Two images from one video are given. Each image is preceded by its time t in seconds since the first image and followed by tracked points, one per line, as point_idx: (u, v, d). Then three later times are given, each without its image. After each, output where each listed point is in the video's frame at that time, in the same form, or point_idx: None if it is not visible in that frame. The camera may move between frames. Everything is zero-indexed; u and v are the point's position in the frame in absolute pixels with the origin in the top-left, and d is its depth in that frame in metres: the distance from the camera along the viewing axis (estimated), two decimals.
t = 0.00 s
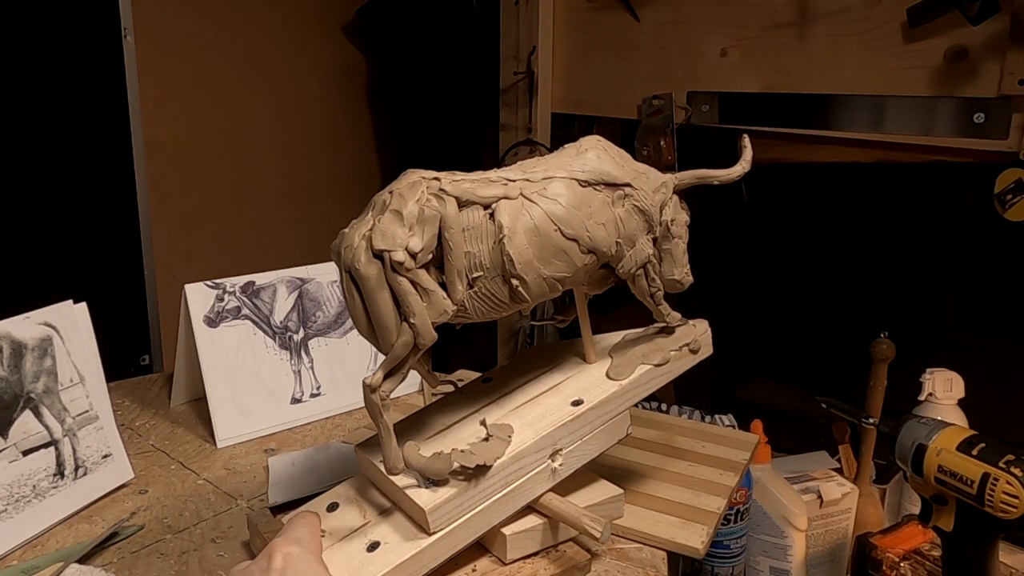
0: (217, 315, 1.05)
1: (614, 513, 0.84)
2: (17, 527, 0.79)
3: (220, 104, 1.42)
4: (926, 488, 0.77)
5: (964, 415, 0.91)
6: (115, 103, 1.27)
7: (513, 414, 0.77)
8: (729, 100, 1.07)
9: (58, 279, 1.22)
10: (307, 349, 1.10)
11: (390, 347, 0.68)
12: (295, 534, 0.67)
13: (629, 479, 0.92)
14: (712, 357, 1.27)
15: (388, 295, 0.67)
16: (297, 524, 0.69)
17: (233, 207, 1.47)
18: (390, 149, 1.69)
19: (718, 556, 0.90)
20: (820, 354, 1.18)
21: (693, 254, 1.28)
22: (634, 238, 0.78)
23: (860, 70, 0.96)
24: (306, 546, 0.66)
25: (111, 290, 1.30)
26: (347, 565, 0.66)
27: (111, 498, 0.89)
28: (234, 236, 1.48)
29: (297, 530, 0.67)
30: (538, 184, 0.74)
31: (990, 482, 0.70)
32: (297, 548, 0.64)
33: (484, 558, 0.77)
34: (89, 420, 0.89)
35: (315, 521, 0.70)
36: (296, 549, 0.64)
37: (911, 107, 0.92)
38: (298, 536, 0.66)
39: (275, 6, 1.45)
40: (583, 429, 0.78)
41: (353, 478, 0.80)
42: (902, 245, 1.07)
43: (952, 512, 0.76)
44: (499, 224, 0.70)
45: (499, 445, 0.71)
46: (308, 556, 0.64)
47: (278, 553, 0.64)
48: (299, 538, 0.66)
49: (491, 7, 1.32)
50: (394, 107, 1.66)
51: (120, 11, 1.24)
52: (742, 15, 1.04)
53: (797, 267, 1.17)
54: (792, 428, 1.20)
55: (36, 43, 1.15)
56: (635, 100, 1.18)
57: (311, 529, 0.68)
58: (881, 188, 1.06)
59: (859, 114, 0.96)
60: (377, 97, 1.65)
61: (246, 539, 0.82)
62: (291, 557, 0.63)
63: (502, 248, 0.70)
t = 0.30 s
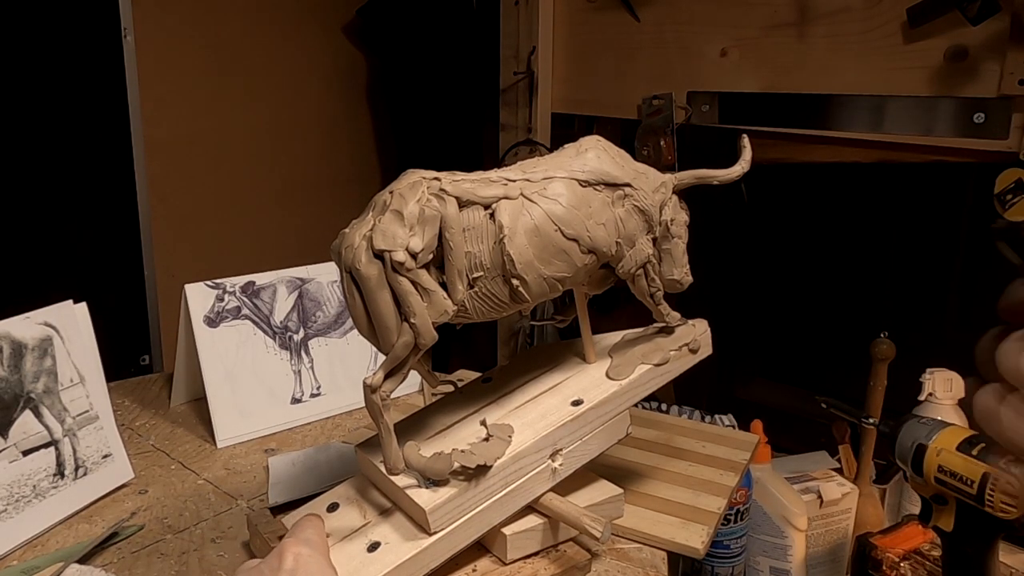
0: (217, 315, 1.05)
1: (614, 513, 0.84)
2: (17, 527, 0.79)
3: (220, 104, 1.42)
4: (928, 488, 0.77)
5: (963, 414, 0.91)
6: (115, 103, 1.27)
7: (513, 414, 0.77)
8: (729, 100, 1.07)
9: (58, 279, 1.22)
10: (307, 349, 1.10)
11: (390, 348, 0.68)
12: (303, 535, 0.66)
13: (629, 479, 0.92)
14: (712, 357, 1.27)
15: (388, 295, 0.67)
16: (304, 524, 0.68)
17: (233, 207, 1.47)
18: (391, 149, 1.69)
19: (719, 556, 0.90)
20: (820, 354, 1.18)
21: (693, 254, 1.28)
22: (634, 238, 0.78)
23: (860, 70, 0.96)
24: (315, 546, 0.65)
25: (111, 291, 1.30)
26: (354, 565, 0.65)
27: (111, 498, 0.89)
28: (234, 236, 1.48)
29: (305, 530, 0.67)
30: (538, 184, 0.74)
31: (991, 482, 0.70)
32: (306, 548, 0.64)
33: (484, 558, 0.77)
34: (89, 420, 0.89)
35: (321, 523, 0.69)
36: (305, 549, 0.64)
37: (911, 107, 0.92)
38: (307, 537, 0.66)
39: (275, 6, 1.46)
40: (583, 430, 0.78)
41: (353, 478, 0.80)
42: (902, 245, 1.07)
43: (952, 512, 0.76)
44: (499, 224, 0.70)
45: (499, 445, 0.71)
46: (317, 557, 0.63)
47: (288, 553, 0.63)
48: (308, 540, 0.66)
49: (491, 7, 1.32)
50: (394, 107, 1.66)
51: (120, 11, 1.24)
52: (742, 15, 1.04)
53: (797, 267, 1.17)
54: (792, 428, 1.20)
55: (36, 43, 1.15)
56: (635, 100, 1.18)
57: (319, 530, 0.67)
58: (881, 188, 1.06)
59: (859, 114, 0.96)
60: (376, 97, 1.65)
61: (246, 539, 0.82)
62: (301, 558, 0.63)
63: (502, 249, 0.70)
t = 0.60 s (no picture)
0: (217, 315, 1.05)
1: (614, 513, 0.84)
2: (17, 527, 0.79)
3: (221, 104, 1.42)
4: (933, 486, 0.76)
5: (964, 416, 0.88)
6: (115, 103, 1.26)
7: (513, 414, 0.78)
8: (729, 100, 1.07)
9: (59, 279, 1.22)
10: (307, 349, 1.09)
11: (390, 348, 0.68)
12: (303, 535, 0.66)
13: (629, 479, 0.92)
14: (712, 358, 1.26)
15: (388, 295, 0.67)
16: (304, 524, 0.68)
17: (232, 207, 1.47)
18: (391, 149, 1.69)
19: (718, 556, 0.89)
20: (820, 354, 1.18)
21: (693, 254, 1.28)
22: (634, 238, 0.78)
23: (861, 70, 0.96)
24: (315, 546, 0.65)
25: (111, 292, 1.30)
26: (353, 566, 0.65)
27: (111, 498, 0.89)
28: (234, 236, 1.48)
29: (306, 530, 0.67)
30: (538, 184, 0.74)
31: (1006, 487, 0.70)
32: (306, 548, 0.64)
33: (484, 558, 0.77)
34: (89, 420, 0.89)
35: (321, 523, 0.69)
36: (305, 549, 0.64)
37: (911, 107, 0.92)
38: (307, 537, 0.66)
39: (275, 6, 1.46)
40: (583, 430, 0.78)
41: (353, 478, 0.80)
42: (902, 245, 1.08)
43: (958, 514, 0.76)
44: (499, 225, 0.70)
45: (499, 445, 0.71)
46: (318, 557, 0.63)
47: (288, 552, 0.63)
48: (308, 539, 0.66)
49: (491, 7, 1.32)
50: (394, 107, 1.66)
51: (120, 11, 1.24)
52: (742, 15, 1.04)
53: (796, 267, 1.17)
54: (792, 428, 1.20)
55: (36, 43, 1.15)
56: (635, 100, 1.18)
57: (319, 530, 0.67)
58: (881, 189, 1.06)
59: (859, 114, 0.96)
60: (376, 97, 1.65)
61: (246, 539, 0.82)
62: (300, 557, 0.63)
63: (502, 249, 0.70)
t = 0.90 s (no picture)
0: (217, 315, 1.05)
1: (615, 513, 0.84)
2: (17, 527, 0.79)
3: (221, 104, 1.42)
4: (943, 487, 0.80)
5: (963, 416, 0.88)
6: (115, 103, 1.26)
7: (513, 414, 0.78)
8: (729, 100, 1.07)
9: (59, 279, 1.22)
10: (307, 349, 1.09)
11: (389, 348, 0.68)
12: (302, 535, 0.66)
13: (630, 479, 0.92)
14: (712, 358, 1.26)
15: (388, 295, 0.67)
16: (303, 524, 0.68)
17: (232, 207, 1.47)
18: (391, 149, 1.69)
19: (719, 556, 0.89)
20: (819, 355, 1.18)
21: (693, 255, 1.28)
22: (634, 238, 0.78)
23: (861, 71, 0.96)
24: (314, 546, 0.65)
25: (111, 292, 1.30)
26: (353, 566, 0.65)
27: (111, 498, 0.89)
28: (234, 235, 1.48)
29: (304, 530, 0.67)
30: (537, 184, 0.74)
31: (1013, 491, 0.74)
32: (305, 548, 0.64)
33: (484, 558, 0.77)
34: (89, 420, 0.89)
35: (320, 523, 0.69)
36: (304, 548, 0.64)
37: (911, 108, 0.92)
38: (306, 536, 0.66)
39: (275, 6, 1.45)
40: (583, 430, 0.77)
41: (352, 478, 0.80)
42: (902, 245, 1.07)
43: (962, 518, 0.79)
44: (499, 225, 0.70)
45: (499, 445, 0.71)
46: (316, 556, 0.63)
47: (286, 551, 0.63)
48: (307, 539, 0.66)
49: (491, 7, 1.32)
50: (394, 107, 1.66)
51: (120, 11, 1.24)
52: (742, 15, 1.04)
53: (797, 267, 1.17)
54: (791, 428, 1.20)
55: (36, 43, 1.15)
56: (636, 100, 1.18)
57: (318, 530, 0.67)
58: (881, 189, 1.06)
59: (859, 114, 0.96)
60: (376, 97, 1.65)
61: (246, 539, 0.82)
62: (299, 556, 0.63)
63: (502, 249, 0.70)
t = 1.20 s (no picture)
0: (217, 315, 1.05)
1: (615, 512, 0.85)
2: (18, 527, 0.79)
3: (221, 104, 1.42)
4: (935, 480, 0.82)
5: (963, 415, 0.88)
6: (115, 102, 1.26)
7: (514, 414, 0.78)
8: (729, 100, 1.07)
9: (58, 279, 1.22)
10: (307, 349, 1.09)
11: (391, 348, 0.68)
12: (302, 533, 0.66)
13: (630, 480, 0.92)
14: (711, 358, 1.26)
15: (390, 295, 0.67)
16: (302, 524, 0.68)
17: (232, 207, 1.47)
18: (390, 149, 1.69)
19: (718, 555, 0.84)
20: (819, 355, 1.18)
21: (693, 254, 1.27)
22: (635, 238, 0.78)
23: (861, 70, 0.96)
24: (313, 544, 0.65)
25: (111, 292, 1.30)
26: (354, 566, 0.65)
27: (111, 498, 0.89)
28: (234, 235, 1.48)
29: (304, 529, 0.67)
30: (539, 184, 0.74)
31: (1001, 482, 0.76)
32: (304, 545, 0.64)
33: (485, 558, 0.77)
34: (89, 420, 0.89)
35: (320, 523, 0.69)
36: (302, 546, 0.64)
37: (911, 108, 0.92)
38: (305, 534, 0.66)
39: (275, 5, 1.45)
40: (584, 431, 0.78)
41: (353, 478, 0.80)
42: (902, 245, 1.08)
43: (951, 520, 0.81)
44: (501, 225, 0.70)
45: (500, 445, 0.71)
46: (317, 555, 0.63)
47: (285, 550, 0.63)
48: (307, 538, 0.66)
49: (491, 7, 1.31)
50: (394, 107, 1.66)
51: (120, 10, 1.24)
52: (742, 15, 1.04)
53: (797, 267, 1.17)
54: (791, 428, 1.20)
55: (36, 43, 1.15)
56: (636, 100, 1.18)
57: (317, 529, 0.67)
58: (881, 188, 1.06)
59: (859, 114, 0.96)
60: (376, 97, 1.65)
61: (246, 539, 0.82)
62: (297, 554, 0.62)
63: (504, 249, 0.70)
